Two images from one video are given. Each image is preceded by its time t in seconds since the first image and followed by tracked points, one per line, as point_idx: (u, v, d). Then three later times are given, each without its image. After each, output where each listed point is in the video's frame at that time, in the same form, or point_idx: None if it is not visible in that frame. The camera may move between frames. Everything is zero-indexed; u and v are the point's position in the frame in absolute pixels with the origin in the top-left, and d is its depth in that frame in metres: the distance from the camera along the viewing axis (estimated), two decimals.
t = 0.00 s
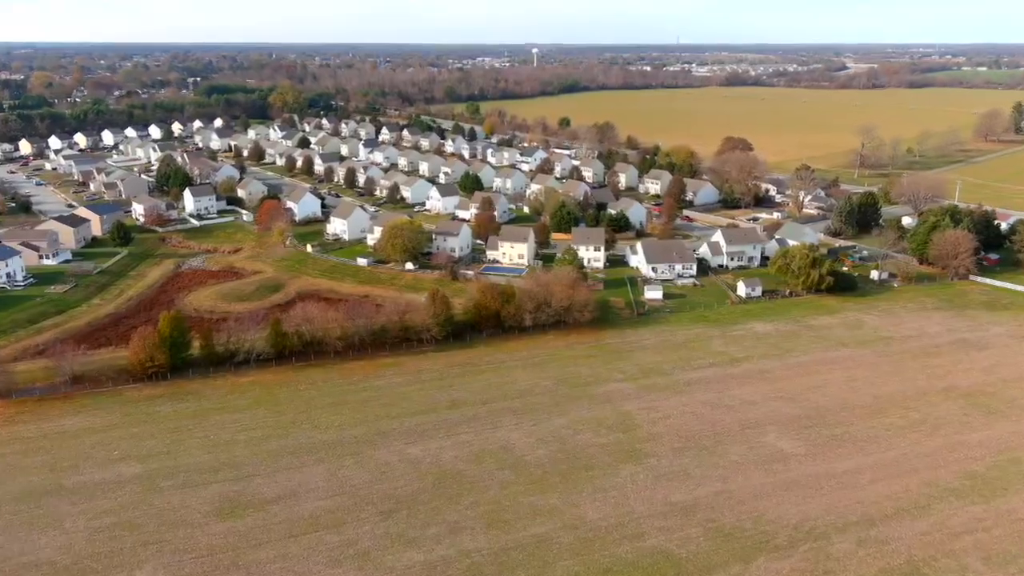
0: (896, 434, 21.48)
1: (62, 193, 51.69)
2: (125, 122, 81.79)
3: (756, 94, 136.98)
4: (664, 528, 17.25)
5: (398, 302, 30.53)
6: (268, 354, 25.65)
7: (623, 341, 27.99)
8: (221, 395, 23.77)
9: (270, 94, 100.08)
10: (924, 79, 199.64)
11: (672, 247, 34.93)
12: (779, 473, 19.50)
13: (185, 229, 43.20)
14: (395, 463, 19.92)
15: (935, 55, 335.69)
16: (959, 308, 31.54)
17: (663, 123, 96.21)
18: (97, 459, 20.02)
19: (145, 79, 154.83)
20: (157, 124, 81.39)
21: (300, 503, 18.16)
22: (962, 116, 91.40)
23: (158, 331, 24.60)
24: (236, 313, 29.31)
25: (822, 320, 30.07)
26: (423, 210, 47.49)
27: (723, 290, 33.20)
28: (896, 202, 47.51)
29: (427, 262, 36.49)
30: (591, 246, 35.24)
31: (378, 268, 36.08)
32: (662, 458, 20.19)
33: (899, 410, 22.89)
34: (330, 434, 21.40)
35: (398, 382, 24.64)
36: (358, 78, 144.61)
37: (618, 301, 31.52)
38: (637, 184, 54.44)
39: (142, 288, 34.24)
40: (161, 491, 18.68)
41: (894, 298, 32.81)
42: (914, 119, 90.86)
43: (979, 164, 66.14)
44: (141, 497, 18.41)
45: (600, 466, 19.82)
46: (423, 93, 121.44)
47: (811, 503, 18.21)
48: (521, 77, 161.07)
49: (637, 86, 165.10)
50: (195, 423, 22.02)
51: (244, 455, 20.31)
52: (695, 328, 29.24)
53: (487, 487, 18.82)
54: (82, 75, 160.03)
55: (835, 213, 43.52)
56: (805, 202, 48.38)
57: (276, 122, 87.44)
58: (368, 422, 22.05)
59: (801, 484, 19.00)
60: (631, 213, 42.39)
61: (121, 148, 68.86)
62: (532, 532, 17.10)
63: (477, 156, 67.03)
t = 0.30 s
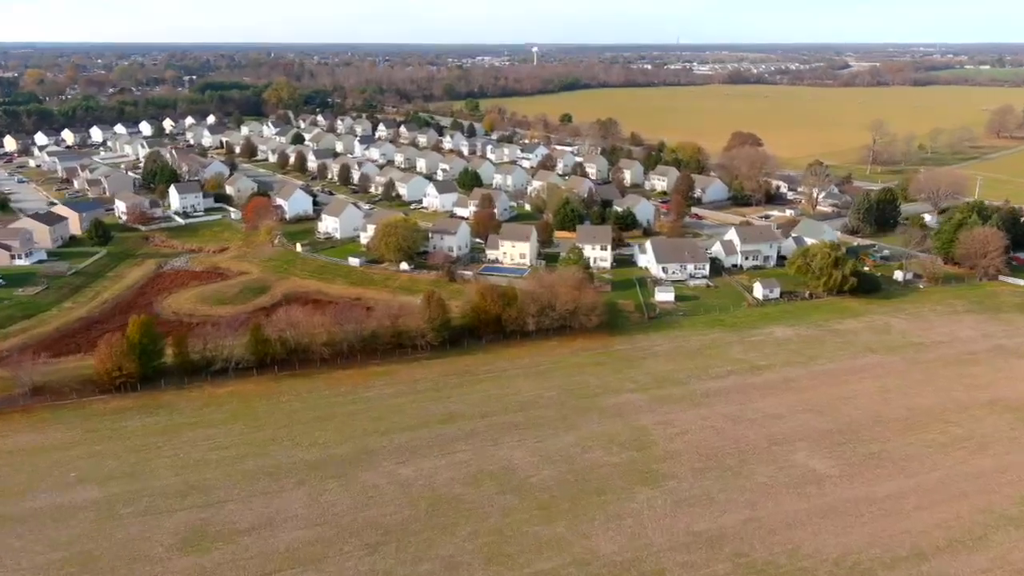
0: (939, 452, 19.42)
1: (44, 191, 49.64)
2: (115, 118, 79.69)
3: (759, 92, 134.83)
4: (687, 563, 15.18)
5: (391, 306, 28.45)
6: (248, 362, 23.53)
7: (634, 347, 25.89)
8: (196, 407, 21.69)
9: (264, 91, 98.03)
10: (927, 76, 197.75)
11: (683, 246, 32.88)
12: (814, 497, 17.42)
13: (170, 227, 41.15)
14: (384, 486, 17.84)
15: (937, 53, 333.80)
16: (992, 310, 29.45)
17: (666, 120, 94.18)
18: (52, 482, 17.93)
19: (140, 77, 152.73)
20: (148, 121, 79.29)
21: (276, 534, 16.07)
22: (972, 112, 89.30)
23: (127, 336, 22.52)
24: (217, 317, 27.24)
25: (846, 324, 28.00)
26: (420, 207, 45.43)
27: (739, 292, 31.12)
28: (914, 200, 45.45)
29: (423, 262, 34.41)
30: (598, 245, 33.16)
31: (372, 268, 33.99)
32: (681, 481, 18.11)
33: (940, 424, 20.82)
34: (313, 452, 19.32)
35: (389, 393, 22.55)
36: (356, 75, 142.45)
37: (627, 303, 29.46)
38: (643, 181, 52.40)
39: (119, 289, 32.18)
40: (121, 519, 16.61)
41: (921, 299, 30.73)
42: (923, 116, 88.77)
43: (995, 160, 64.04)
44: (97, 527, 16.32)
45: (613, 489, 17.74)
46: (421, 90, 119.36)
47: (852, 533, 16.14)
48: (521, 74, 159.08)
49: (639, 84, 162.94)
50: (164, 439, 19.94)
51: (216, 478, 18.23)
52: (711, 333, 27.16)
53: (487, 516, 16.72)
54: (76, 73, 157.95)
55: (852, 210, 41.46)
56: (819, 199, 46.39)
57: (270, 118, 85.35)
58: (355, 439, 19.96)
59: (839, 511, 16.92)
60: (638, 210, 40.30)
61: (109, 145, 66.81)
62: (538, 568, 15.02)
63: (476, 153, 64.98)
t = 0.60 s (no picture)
0: (999, 477, 17.12)
1: (22, 187, 47.38)
2: (104, 114, 77.43)
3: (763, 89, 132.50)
4: None
5: (382, 309, 26.17)
6: (222, 373, 21.24)
7: (648, 355, 23.61)
8: (161, 424, 19.42)
9: (259, 87, 95.78)
10: (934, 74, 194.67)
11: (697, 245, 30.62)
12: (862, 532, 15.12)
13: (151, 225, 38.88)
14: (368, 519, 15.55)
15: (940, 52, 331.19)
16: None
17: (670, 117, 91.91)
18: None
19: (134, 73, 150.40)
20: (137, 117, 77.00)
21: None
22: (985, 108, 86.89)
23: (86, 345, 20.25)
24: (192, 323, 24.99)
25: (878, 330, 25.70)
26: (416, 204, 43.17)
27: (759, 294, 28.83)
28: (936, 196, 43.15)
29: (417, 262, 32.12)
30: (606, 244, 30.88)
31: (364, 268, 31.69)
32: (709, 512, 15.82)
33: (995, 444, 18.51)
34: (289, 478, 17.04)
35: (377, 407, 20.26)
36: (353, 73, 140.14)
37: (639, 306, 27.18)
38: (649, 177, 50.16)
39: (91, 291, 29.91)
40: (63, 559, 14.34)
41: (956, 301, 28.40)
42: (934, 111, 86.41)
43: (1013, 155, 61.69)
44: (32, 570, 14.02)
45: (632, 522, 15.44)
46: (419, 87, 117.06)
47: None
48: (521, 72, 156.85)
49: (640, 81, 160.92)
50: (122, 462, 17.67)
51: (177, 508, 15.96)
52: (731, 339, 24.88)
53: (487, 556, 14.40)
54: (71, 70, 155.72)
55: (873, 206, 39.35)
56: (835, 195, 44.14)
57: (263, 114, 83.08)
58: (337, 462, 17.65)
59: (894, 550, 14.60)
60: (647, 206, 37.98)
61: (95, 141, 64.54)
62: None
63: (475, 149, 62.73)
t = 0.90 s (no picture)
0: None
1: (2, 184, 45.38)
2: (93, 109, 75.44)
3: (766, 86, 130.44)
4: None
5: (373, 313, 24.16)
6: (195, 384, 19.24)
7: (663, 362, 21.59)
8: (124, 442, 17.41)
9: (254, 83, 93.76)
10: (937, 71, 192.08)
11: (712, 243, 28.66)
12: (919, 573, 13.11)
13: (132, 223, 36.89)
14: (350, 555, 13.55)
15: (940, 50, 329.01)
16: None
17: (673, 113, 89.86)
18: None
19: (129, 69, 148.27)
20: (127, 113, 74.90)
21: None
22: (996, 104, 84.74)
23: (41, 354, 18.22)
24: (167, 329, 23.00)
25: (911, 335, 23.69)
26: (412, 201, 41.18)
27: (779, 296, 26.85)
28: (958, 192, 41.13)
29: (412, 262, 30.11)
30: (614, 242, 28.88)
31: (355, 268, 29.65)
32: (740, 547, 13.81)
33: None
34: (263, 506, 15.03)
35: (365, 423, 18.26)
36: (351, 70, 138.03)
37: (651, 309, 25.18)
38: (656, 173, 48.15)
39: (62, 293, 27.91)
40: None
41: (991, 303, 26.38)
42: (944, 107, 84.35)
43: None
44: None
45: (653, 560, 13.43)
46: (417, 84, 115.03)
47: None
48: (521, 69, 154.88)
49: (641, 79, 158.86)
50: (75, 487, 15.66)
51: (132, 543, 13.95)
52: (752, 346, 22.88)
53: None
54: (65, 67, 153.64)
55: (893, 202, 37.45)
56: (851, 192, 42.13)
57: (257, 110, 81.03)
58: (317, 487, 15.65)
59: None
60: (656, 202, 35.94)
61: (82, 137, 62.57)
62: None
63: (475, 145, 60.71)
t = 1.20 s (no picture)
0: None
1: None
2: (80, 104, 73.00)
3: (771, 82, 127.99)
4: None
5: (360, 318, 21.80)
6: (154, 402, 16.89)
7: (685, 374, 19.25)
8: (68, 469, 15.04)
9: (247, 78, 91.31)
10: (942, 67, 189.68)
11: (732, 241, 26.30)
12: None
13: (107, 220, 34.52)
14: None
15: (944, 48, 326.28)
16: None
17: (678, 108, 87.33)
18: None
19: (122, 66, 145.65)
20: (115, 108, 72.39)
21: None
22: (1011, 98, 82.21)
23: None
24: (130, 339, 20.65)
25: (957, 342, 21.31)
26: (407, 197, 38.82)
27: (807, 299, 24.48)
28: (986, 187, 38.74)
29: (405, 261, 27.74)
30: (625, 240, 26.52)
31: (343, 268, 27.28)
32: None
33: None
34: (222, 551, 12.67)
35: (346, 447, 15.89)
36: (348, 66, 135.42)
37: (667, 314, 22.84)
38: (664, 168, 45.79)
39: (23, 297, 25.54)
40: None
41: None
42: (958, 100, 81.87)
43: None
44: None
45: None
46: (415, 80, 112.54)
47: None
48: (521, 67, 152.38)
49: (643, 76, 156.42)
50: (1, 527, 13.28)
51: None
52: (782, 355, 20.51)
53: None
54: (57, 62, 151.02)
55: (920, 197, 35.16)
56: (872, 187, 39.75)
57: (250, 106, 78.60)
58: (287, 528, 13.27)
59: None
60: (668, 198, 33.57)
61: (66, 132, 60.17)
62: None
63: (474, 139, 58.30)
